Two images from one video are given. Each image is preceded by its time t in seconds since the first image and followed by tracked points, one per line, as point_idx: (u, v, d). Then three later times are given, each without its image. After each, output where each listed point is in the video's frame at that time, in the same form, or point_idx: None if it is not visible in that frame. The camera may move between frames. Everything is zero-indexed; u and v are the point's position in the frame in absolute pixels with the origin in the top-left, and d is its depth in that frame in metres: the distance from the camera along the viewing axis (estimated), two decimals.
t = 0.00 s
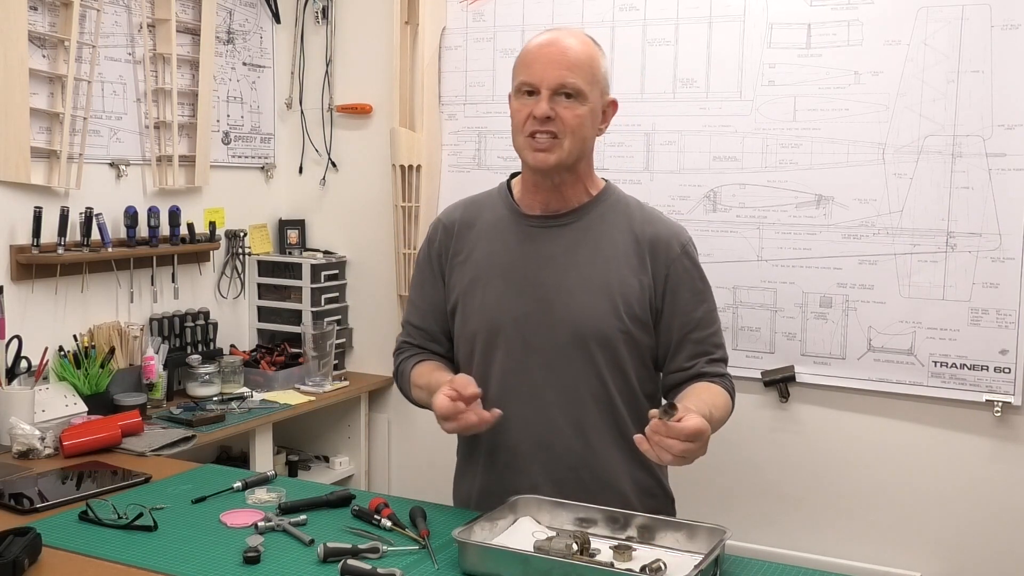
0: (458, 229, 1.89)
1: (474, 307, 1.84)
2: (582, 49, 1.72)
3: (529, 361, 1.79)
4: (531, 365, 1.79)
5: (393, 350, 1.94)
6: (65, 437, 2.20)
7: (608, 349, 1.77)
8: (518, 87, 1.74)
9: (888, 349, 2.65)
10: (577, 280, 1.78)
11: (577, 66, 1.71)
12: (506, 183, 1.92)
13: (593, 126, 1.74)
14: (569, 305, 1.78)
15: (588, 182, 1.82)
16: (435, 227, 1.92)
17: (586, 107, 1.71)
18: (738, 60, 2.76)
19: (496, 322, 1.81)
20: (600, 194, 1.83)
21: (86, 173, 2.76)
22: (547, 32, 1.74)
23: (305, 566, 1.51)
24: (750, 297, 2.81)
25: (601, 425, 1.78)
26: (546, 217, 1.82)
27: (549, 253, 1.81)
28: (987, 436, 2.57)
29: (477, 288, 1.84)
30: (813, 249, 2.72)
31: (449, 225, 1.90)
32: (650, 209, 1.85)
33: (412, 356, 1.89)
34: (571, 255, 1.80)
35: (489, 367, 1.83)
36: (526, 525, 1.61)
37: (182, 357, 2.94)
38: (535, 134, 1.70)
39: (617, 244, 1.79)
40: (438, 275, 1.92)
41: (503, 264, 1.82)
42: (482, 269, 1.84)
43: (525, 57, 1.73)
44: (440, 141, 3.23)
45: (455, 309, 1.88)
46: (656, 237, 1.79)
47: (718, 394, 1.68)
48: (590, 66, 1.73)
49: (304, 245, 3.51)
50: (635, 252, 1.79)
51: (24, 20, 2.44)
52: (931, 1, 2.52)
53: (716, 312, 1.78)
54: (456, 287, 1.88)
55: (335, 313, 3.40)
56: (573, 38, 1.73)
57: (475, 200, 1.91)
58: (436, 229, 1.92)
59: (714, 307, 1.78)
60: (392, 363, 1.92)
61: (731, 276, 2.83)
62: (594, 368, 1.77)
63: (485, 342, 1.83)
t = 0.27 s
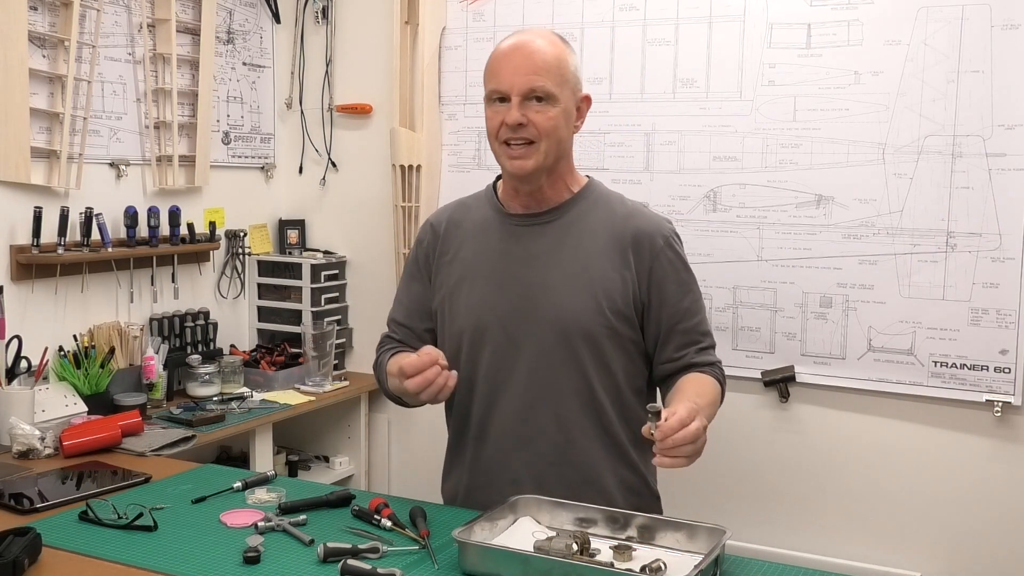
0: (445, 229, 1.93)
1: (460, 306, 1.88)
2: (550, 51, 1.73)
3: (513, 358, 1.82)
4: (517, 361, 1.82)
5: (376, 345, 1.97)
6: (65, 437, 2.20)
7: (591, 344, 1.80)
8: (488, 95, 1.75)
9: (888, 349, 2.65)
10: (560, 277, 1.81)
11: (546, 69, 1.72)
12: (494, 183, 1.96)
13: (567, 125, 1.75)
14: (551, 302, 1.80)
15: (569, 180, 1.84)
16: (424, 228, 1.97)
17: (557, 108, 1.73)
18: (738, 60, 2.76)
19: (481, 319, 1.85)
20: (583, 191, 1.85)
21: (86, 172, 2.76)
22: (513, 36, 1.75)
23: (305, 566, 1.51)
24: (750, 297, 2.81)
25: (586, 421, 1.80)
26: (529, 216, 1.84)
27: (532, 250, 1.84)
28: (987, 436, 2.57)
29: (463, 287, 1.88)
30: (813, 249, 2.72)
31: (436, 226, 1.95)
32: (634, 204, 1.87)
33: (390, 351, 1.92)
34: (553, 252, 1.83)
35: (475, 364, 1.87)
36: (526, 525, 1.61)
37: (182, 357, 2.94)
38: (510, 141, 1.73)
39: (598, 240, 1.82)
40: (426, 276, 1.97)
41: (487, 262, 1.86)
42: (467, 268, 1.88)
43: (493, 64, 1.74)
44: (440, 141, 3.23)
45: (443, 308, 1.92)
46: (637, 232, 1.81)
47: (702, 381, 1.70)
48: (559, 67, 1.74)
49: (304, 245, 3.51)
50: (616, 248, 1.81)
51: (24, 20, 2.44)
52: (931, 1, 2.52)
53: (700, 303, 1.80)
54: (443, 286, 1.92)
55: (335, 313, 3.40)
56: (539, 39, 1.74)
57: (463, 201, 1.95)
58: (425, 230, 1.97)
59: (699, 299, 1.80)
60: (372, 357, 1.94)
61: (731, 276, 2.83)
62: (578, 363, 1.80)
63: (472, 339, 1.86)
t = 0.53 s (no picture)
0: (435, 228, 1.94)
1: (450, 305, 1.88)
2: (524, 50, 1.73)
3: (504, 356, 1.83)
4: (508, 360, 1.83)
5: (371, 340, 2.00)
6: (65, 437, 2.20)
7: (582, 341, 1.80)
8: (470, 100, 1.76)
9: (888, 349, 2.65)
10: (549, 274, 1.81)
11: (522, 68, 1.71)
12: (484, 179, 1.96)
13: (549, 121, 1.75)
14: (541, 300, 1.81)
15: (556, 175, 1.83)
16: (414, 226, 1.98)
17: (538, 106, 1.73)
18: (738, 60, 2.76)
19: (471, 317, 1.85)
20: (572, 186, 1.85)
21: (86, 172, 2.76)
22: (488, 39, 1.75)
23: (305, 566, 1.51)
24: (750, 296, 2.81)
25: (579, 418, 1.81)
26: (517, 214, 1.85)
27: (521, 248, 1.84)
28: (987, 436, 2.57)
29: (453, 286, 1.88)
30: (813, 249, 2.72)
31: (426, 224, 1.95)
32: (623, 197, 1.86)
33: (384, 347, 1.96)
34: (542, 249, 1.83)
35: (466, 362, 1.87)
36: (526, 525, 1.61)
37: (182, 357, 2.94)
38: (494, 143, 1.73)
39: (587, 236, 1.81)
40: (416, 274, 1.98)
41: (477, 260, 1.87)
42: (457, 266, 1.89)
43: (471, 68, 1.75)
44: (440, 141, 3.23)
45: (434, 306, 1.93)
46: (626, 227, 1.80)
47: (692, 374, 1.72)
48: (535, 65, 1.74)
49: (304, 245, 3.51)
50: (605, 243, 1.81)
51: (24, 20, 2.44)
52: (931, 1, 2.52)
53: (691, 293, 1.81)
54: (434, 284, 1.93)
55: (335, 313, 3.40)
56: (513, 38, 1.74)
57: (452, 199, 1.95)
58: (415, 229, 1.98)
59: (689, 289, 1.82)
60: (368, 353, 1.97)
61: (731, 276, 2.83)
62: (569, 360, 1.80)
63: (464, 338, 1.86)
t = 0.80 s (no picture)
0: (427, 230, 1.94)
1: (446, 306, 1.88)
2: (494, 57, 1.74)
3: (501, 356, 1.84)
4: (506, 360, 1.83)
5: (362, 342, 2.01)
6: (65, 437, 2.20)
7: (578, 340, 1.82)
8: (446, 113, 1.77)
9: (888, 349, 2.65)
10: (546, 274, 1.83)
11: (492, 75, 1.73)
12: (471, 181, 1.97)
13: (526, 125, 1.76)
14: (537, 300, 1.82)
15: (540, 177, 1.85)
16: (404, 228, 1.98)
17: (511, 111, 1.74)
18: (738, 60, 2.76)
19: (468, 318, 1.85)
20: (562, 187, 1.87)
21: (86, 172, 2.76)
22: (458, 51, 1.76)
23: (305, 566, 1.51)
24: (750, 296, 2.81)
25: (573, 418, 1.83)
26: (509, 215, 1.86)
27: (516, 248, 1.85)
28: (987, 436, 2.57)
29: (448, 288, 1.89)
30: (813, 249, 2.72)
31: (417, 226, 1.95)
32: (612, 196, 1.89)
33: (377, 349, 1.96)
34: (538, 249, 1.84)
35: (463, 363, 1.87)
36: (526, 525, 1.61)
37: (182, 357, 2.94)
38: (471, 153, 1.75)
39: (581, 236, 1.83)
40: (408, 277, 1.98)
41: (472, 261, 1.87)
42: (451, 268, 1.89)
43: (444, 81, 1.76)
44: (440, 140, 3.23)
45: (427, 307, 1.93)
46: (619, 226, 1.83)
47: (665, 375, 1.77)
48: (507, 71, 1.74)
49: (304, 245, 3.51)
50: (599, 243, 1.83)
51: (24, 20, 2.44)
52: (931, 1, 2.52)
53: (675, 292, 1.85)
54: (426, 286, 1.92)
55: (335, 313, 3.40)
56: (482, 47, 1.75)
57: (443, 201, 1.95)
58: (405, 231, 1.97)
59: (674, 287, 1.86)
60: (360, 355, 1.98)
61: (731, 276, 2.82)
62: (566, 360, 1.82)
63: (460, 339, 1.87)
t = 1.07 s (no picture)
0: (416, 231, 1.93)
1: (433, 306, 1.88)
2: (495, 59, 1.74)
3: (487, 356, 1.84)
4: (493, 360, 1.83)
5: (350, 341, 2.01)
6: (65, 437, 2.20)
7: (566, 342, 1.82)
8: (444, 112, 1.77)
9: (888, 349, 2.65)
10: (535, 275, 1.83)
11: (493, 78, 1.73)
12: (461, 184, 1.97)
13: (523, 128, 1.77)
14: (526, 301, 1.82)
15: (533, 178, 1.87)
16: (393, 229, 1.97)
17: (510, 115, 1.74)
18: (738, 60, 2.76)
19: (456, 318, 1.85)
20: (552, 191, 1.89)
21: (86, 172, 2.76)
22: (459, 51, 1.76)
23: (305, 566, 1.51)
24: (750, 296, 2.81)
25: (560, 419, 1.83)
26: (501, 217, 1.87)
27: (506, 249, 1.85)
28: (987, 436, 2.57)
29: (436, 287, 1.88)
30: (813, 249, 2.72)
31: (406, 227, 1.95)
32: (601, 202, 1.92)
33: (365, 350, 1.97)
34: (528, 250, 1.85)
35: (450, 363, 1.87)
36: (526, 525, 1.61)
37: (182, 357, 2.94)
38: (469, 154, 1.75)
39: (572, 238, 1.85)
40: (396, 277, 1.97)
41: (462, 262, 1.87)
42: (440, 268, 1.89)
43: (444, 81, 1.76)
44: (440, 140, 3.23)
45: (415, 308, 1.93)
46: (608, 230, 1.85)
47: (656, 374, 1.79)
48: (507, 74, 1.75)
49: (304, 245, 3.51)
50: (589, 246, 1.85)
51: (24, 20, 2.44)
52: (931, 1, 2.52)
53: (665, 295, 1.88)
54: (414, 287, 1.92)
55: (335, 313, 3.40)
56: (483, 49, 1.75)
57: (433, 202, 1.95)
58: (393, 232, 1.97)
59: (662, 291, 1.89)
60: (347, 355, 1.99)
61: (731, 276, 2.82)
62: (553, 361, 1.82)
63: (448, 339, 1.86)
